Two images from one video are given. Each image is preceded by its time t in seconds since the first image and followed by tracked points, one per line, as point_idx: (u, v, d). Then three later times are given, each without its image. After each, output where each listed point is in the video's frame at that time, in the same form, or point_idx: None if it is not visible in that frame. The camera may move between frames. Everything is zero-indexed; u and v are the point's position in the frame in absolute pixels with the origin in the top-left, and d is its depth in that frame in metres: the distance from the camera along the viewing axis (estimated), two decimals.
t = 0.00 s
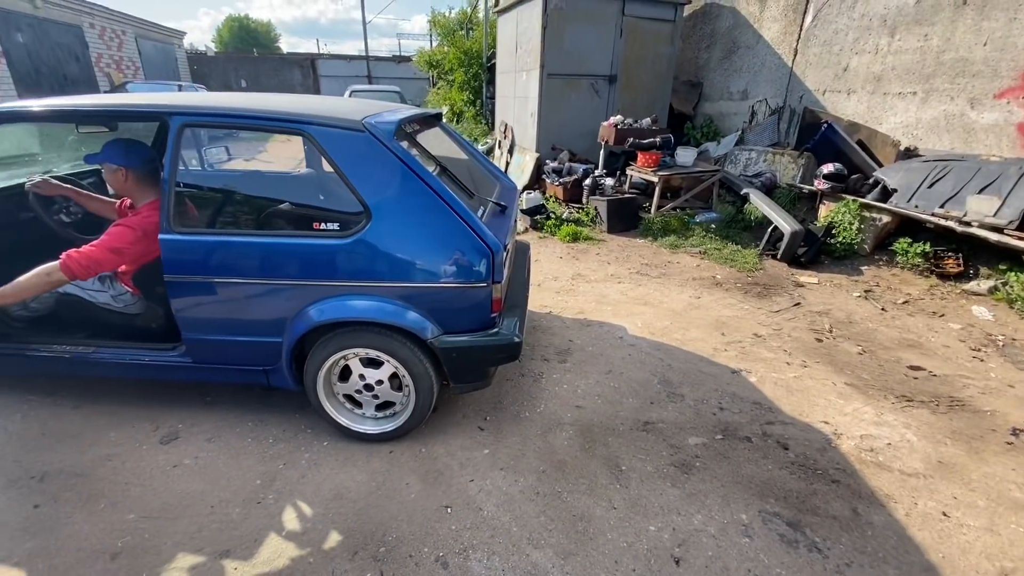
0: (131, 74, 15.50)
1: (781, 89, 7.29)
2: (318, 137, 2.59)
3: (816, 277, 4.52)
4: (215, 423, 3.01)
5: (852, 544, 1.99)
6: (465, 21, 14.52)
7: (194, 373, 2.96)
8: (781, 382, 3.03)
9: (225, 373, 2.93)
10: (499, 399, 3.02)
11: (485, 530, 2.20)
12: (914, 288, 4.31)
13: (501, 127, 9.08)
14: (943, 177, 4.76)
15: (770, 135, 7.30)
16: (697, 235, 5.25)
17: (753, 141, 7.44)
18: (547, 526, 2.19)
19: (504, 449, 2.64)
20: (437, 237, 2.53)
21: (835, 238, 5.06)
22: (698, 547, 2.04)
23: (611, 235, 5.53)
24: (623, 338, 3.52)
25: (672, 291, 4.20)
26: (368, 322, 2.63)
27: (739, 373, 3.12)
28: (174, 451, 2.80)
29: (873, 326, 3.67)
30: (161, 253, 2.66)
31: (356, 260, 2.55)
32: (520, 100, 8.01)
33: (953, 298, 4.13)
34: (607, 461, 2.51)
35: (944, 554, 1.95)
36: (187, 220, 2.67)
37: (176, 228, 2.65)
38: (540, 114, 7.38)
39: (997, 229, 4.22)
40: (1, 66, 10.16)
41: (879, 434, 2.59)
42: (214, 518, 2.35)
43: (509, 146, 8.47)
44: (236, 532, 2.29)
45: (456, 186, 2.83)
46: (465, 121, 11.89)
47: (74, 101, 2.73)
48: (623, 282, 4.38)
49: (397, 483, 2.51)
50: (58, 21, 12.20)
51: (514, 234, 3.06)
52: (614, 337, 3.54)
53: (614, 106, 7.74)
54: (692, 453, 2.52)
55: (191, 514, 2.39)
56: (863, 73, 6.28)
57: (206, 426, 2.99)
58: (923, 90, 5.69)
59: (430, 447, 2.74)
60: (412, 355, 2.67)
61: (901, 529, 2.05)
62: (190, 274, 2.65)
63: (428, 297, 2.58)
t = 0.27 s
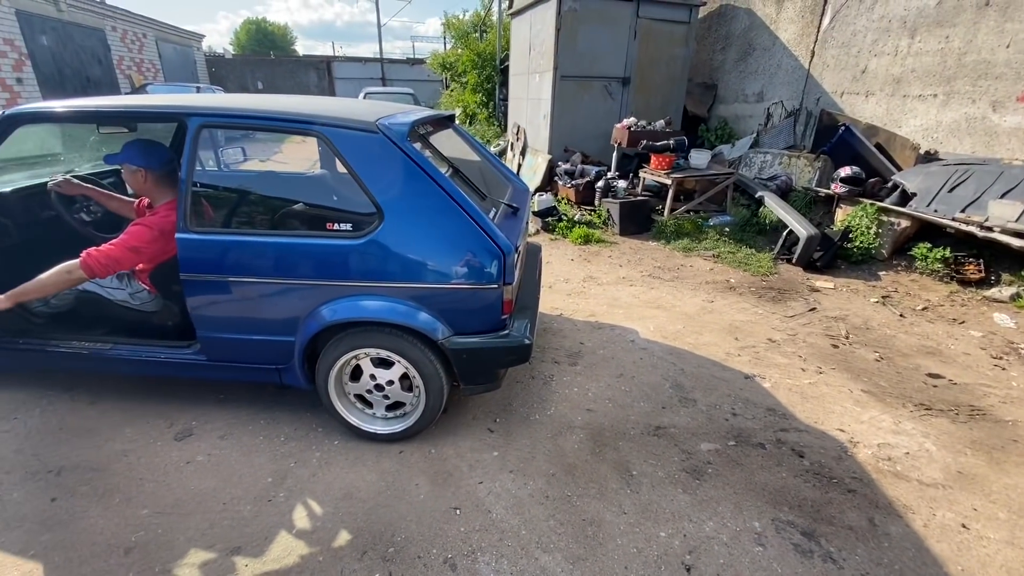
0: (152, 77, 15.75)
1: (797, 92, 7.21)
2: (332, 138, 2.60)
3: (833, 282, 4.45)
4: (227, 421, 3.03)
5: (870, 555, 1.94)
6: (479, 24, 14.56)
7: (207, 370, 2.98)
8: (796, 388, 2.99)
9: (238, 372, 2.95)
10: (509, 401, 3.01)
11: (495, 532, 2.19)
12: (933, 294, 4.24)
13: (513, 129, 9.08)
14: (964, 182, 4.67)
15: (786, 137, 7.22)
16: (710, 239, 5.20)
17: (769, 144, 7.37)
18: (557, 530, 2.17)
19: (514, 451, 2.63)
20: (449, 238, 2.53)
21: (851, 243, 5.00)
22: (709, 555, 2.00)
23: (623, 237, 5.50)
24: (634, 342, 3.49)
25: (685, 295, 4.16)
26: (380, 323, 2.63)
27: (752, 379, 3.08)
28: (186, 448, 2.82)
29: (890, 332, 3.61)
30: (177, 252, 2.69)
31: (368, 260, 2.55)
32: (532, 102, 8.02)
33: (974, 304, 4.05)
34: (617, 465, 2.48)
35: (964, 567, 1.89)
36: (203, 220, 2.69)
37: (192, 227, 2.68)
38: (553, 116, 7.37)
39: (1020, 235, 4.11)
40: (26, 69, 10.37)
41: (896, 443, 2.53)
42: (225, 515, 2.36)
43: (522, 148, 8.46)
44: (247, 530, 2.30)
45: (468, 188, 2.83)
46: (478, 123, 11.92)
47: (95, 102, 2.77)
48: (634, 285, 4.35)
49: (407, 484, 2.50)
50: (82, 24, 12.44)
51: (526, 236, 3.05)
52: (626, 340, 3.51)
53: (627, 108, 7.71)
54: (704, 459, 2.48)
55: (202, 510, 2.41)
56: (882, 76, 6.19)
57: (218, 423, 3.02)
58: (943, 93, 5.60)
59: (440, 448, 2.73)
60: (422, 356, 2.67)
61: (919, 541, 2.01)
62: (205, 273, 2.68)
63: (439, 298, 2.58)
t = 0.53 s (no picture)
0: (159, 76, 15.80)
1: (805, 92, 7.18)
2: (343, 138, 2.60)
3: (841, 283, 4.43)
4: (236, 419, 3.04)
5: (882, 558, 1.93)
6: (485, 23, 14.55)
7: (217, 369, 2.99)
8: (805, 389, 2.97)
9: (247, 371, 2.96)
10: (517, 400, 3.01)
11: (504, 532, 2.18)
12: (943, 295, 4.22)
13: (519, 129, 9.08)
14: (975, 182, 4.63)
15: (795, 136, 7.17)
16: (717, 239, 5.19)
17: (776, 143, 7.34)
18: (566, 530, 2.17)
19: (522, 451, 2.63)
20: (459, 237, 2.53)
21: (860, 243, 4.99)
22: (720, 556, 2.00)
23: (630, 238, 5.50)
24: (641, 342, 3.48)
25: (693, 295, 4.14)
26: (389, 322, 2.63)
27: (761, 379, 3.06)
28: (195, 446, 2.83)
29: (900, 333, 3.58)
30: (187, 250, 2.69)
31: (377, 259, 2.55)
32: (539, 102, 8.01)
33: (984, 306, 4.03)
34: (626, 465, 2.48)
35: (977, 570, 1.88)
36: (213, 219, 2.70)
37: (203, 226, 2.68)
38: (560, 116, 7.36)
39: None
40: (35, 69, 10.42)
41: (906, 444, 2.52)
42: (235, 513, 2.37)
43: (528, 148, 8.46)
44: (257, 528, 2.30)
45: (477, 187, 2.83)
46: (484, 123, 11.93)
47: (106, 101, 2.78)
48: (641, 285, 4.34)
49: (415, 484, 2.50)
50: (90, 24, 12.50)
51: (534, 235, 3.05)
52: (633, 340, 3.50)
53: (633, 108, 7.69)
54: (714, 459, 2.48)
55: (211, 508, 2.41)
56: (891, 75, 6.16)
57: (227, 421, 3.02)
58: (954, 92, 5.56)
59: (449, 447, 2.73)
60: (432, 355, 2.67)
61: (932, 544, 1.99)
62: (216, 272, 2.68)
63: (448, 297, 2.57)
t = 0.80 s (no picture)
0: (155, 75, 15.71)
1: (804, 90, 7.20)
2: (348, 137, 2.59)
3: (842, 280, 4.45)
4: (241, 419, 3.03)
5: (891, 554, 1.95)
6: (482, 21, 14.52)
7: (222, 369, 2.98)
8: (809, 386, 2.98)
9: (252, 370, 2.95)
10: (523, 399, 3.01)
11: (514, 530, 2.19)
12: (943, 292, 4.24)
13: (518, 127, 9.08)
14: (975, 179, 4.65)
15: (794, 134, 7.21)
16: (718, 236, 5.21)
17: (775, 141, 7.36)
18: (575, 528, 2.17)
19: (529, 449, 2.63)
20: (465, 236, 2.53)
21: (860, 240, 5.01)
22: (729, 552, 2.01)
23: (630, 236, 5.51)
24: (645, 339, 3.49)
25: (694, 293, 4.15)
26: (395, 321, 2.63)
27: (765, 376, 3.08)
28: (200, 445, 2.82)
29: (901, 330, 3.60)
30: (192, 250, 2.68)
31: (383, 258, 2.55)
32: (538, 100, 8.01)
33: (984, 302, 4.06)
34: (633, 463, 2.49)
35: (984, 565, 1.90)
36: (218, 218, 2.69)
37: (208, 226, 2.67)
38: (559, 114, 7.36)
39: None
40: (30, 67, 10.35)
41: (911, 440, 2.54)
42: (244, 513, 2.37)
43: (527, 146, 8.45)
44: (266, 527, 2.30)
45: (482, 186, 2.83)
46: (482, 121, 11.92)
47: (109, 100, 2.77)
48: (643, 283, 4.35)
49: (423, 482, 2.51)
50: (86, 22, 12.42)
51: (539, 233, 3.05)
52: (637, 338, 3.51)
53: (633, 106, 7.70)
54: (720, 456, 2.49)
55: (219, 508, 2.41)
56: (891, 73, 6.18)
57: (232, 421, 3.02)
58: (953, 90, 5.59)
59: (455, 445, 2.74)
60: (438, 353, 2.67)
61: (939, 539, 2.01)
62: (221, 272, 2.67)
63: (454, 296, 2.57)
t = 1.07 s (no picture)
0: (141, 72, 15.50)
1: (796, 85, 7.24)
2: (345, 134, 2.57)
3: (835, 274, 4.48)
4: (238, 419, 3.01)
5: (891, 545, 1.97)
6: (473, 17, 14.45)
7: (219, 369, 2.95)
8: (805, 380, 3.00)
9: (249, 370, 2.93)
10: (522, 395, 3.01)
11: (516, 527, 2.19)
12: (935, 285, 4.29)
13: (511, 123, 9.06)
14: (967, 173, 4.71)
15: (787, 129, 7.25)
16: (712, 232, 5.23)
17: (767, 136, 7.39)
18: (577, 524, 2.18)
19: (529, 446, 2.63)
20: (463, 233, 2.52)
21: (853, 235, 5.05)
22: (731, 545, 2.02)
23: (625, 232, 5.52)
24: (642, 335, 3.50)
25: (690, 289, 4.17)
26: (394, 319, 2.62)
27: (761, 371, 3.09)
28: (197, 446, 2.79)
29: (895, 323, 3.64)
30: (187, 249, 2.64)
31: (381, 256, 2.53)
32: (532, 96, 8.00)
33: (976, 295, 4.11)
34: (634, 458, 2.50)
35: (983, 555, 1.93)
36: (213, 217, 2.66)
37: (203, 225, 2.64)
38: (553, 110, 7.35)
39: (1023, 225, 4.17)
40: (14, 64, 10.17)
41: (908, 432, 2.57)
42: (243, 514, 2.35)
43: (520, 142, 8.44)
44: (267, 528, 2.29)
45: (480, 182, 2.82)
46: (474, 117, 11.88)
47: (100, 98, 2.72)
48: (640, 279, 4.36)
49: (424, 480, 2.50)
50: (70, 19, 12.23)
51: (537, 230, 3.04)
52: (634, 334, 3.52)
53: (626, 102, 7.70)
54: (720, 451, 2.50)
55: (218, 509, 2.39)
56: (882, 68, 6.22)
57: (229, 421, 2.99)
58: (944, 85, 5.64)
59: (455, 443, 2.73)
60: (437, 351, 2.66)
61: (937, 530, 2.04)
62: (217, 271, 2.64)
63: (453, 293, 2.57)
